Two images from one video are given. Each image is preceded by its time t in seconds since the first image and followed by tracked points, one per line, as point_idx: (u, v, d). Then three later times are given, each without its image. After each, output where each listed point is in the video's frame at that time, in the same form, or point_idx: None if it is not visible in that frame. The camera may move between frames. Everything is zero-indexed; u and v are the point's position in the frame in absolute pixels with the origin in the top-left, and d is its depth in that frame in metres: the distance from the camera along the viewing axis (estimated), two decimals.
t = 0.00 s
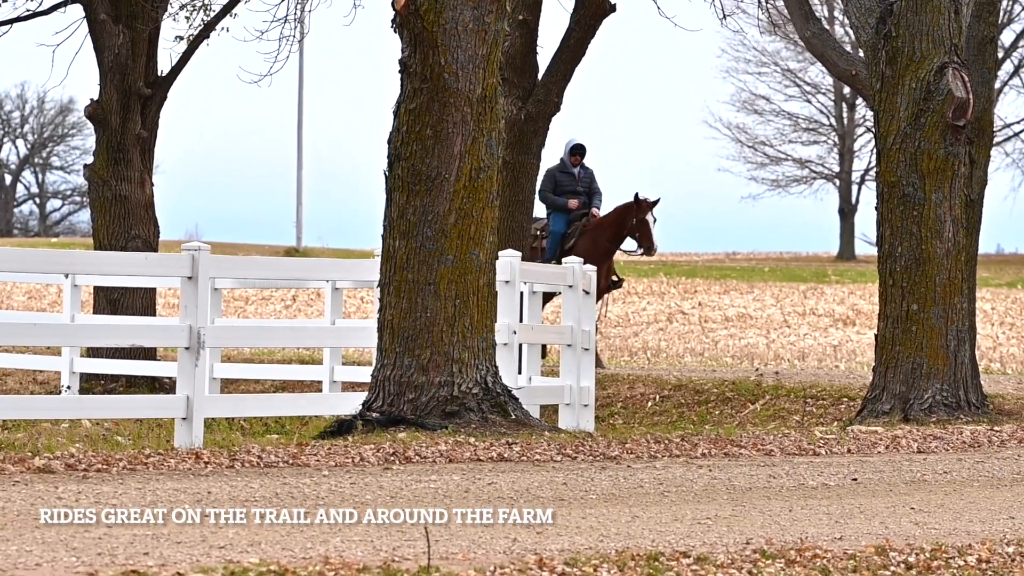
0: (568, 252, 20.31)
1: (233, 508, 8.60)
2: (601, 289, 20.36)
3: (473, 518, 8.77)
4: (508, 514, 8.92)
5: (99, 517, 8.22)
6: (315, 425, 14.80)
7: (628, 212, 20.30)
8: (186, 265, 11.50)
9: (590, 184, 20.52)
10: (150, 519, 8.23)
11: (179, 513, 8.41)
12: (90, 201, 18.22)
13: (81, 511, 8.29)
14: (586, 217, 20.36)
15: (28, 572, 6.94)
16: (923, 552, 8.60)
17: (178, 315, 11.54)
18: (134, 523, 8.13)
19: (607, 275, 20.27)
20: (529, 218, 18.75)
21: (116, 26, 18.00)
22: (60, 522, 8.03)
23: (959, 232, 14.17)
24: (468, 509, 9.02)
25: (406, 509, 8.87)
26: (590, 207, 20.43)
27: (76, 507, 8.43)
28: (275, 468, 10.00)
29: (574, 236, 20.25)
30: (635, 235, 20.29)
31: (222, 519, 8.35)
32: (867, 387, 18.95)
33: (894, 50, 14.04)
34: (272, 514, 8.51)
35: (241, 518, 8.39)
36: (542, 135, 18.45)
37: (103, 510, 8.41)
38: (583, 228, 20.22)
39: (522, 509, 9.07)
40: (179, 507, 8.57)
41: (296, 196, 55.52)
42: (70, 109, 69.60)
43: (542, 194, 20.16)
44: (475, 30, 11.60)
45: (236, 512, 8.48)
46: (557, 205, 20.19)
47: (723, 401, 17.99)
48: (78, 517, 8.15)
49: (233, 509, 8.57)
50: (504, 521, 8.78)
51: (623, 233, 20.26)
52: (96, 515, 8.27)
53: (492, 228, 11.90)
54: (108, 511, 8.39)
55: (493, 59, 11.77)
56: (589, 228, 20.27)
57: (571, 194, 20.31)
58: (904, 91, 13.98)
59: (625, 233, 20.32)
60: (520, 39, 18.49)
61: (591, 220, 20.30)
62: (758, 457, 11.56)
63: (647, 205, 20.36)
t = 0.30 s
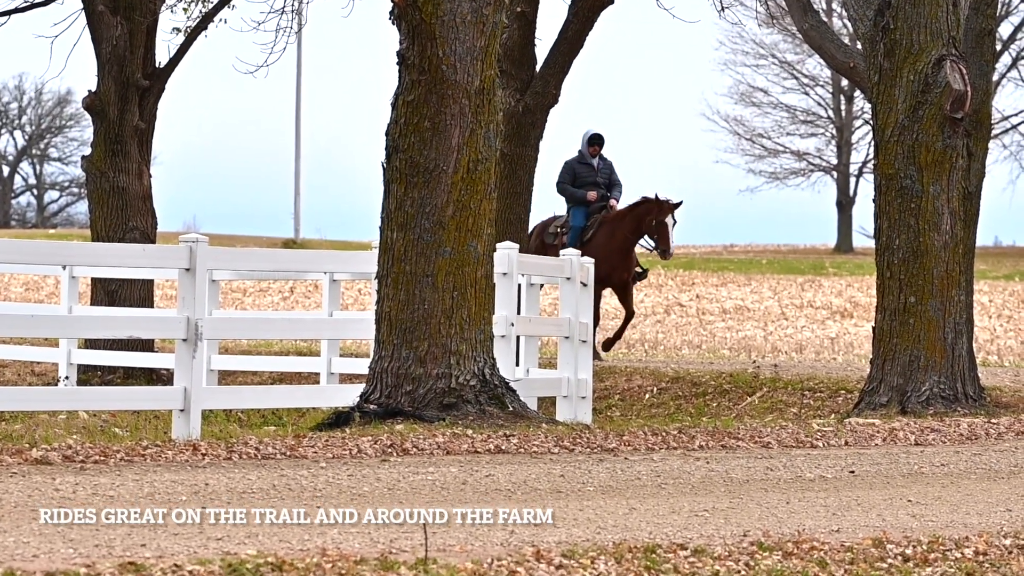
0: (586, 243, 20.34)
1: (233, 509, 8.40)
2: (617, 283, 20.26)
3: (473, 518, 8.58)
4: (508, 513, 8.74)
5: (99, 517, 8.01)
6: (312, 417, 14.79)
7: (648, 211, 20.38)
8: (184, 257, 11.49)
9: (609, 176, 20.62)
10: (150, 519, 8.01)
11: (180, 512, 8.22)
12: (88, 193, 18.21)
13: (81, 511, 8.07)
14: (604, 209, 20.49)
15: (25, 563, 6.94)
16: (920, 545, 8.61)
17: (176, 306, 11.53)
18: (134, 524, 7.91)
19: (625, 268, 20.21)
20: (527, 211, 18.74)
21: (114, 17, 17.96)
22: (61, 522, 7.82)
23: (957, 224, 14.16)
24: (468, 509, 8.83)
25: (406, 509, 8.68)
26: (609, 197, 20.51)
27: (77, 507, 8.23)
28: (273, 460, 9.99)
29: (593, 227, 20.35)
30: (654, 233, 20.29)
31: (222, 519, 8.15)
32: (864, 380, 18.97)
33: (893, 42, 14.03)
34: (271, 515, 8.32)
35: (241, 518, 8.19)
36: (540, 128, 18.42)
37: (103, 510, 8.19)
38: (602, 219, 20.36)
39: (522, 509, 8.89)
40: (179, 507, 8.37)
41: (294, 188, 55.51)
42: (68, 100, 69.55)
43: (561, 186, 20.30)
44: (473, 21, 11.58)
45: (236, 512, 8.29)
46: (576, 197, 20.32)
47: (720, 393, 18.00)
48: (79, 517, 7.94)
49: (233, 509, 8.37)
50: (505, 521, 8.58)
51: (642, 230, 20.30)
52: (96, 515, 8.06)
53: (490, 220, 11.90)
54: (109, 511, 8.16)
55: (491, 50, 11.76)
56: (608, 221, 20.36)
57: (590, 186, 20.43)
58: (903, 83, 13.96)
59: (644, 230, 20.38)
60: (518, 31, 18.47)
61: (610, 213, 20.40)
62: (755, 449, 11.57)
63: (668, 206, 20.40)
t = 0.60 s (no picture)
0: (596, 240, 20.64)
1: (233, 508, 8.26)
2: (629, 279, 20.70)
3: (473, 518, 8.46)
4: (508, 514, 8.62)
5: (99, 517, 7.88)
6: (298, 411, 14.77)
7: (652, 203, 20.52)
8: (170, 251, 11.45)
9: (619, 170, 20.63)
10: (150, 519, 7.89)
11: (179, 512, 8.10)
12: (74, 187, 18.15)
13: (81, 511, 7.94)
14: (614, 204, 20.58)
15: (10, 557, 6.91)
16: (905, 540, 8.62)
17: (162, 301, 11.50)
18: (135, 524, 7.78)
19: (635, 264, 20.57)
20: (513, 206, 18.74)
21: (100, 11, 17.84)
22: (61, 523, 7.69)
23: (943, 220, 14.17)
24: (468, 509, 8.69)
25: (405, 510, 8.54)
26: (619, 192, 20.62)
27: (77, 507, 8.08)
28: (259, 455, 9.96)
29: (603, 225, 20.54)
30: (660, 226, 20.49)
31: (222, 519, 8.02)
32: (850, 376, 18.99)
33: (879, 38, 14.03)
34: (271, 515, 8.20)
35: (240, 518, 8.07)
36: (527, 123, 18.40)
37: (103, 510, 8.05)
38: (612, 217, 20.53)
39: (521, 509, 8.77)
40: (179, 507, 8.23)
41: (281, 182, 55.41)
42: (53, 93, 69.31)
43: (570, 182, 20.26)
44: (460, 17, 11.55)
45: (236, 512, 8.16)
46: (585, 192, 20.36)
47: (706, 388, 18.00)
48: (77, 518, 7.81)
49: (233, 509, 8.23)
50: (504, 521, 8.47)
51: (648, 225, 20.50)
52: (96, 515, 7.92)
53: (476, 216, 11.87)
54: (109, 511, 8.03)
55: (478, 46, 11.73)
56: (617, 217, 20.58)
57: (599, 181, 20.43)
58: (889, 79, 13.98)
59: (651, 223, 20.55)
60: (505, 26, 18.45)
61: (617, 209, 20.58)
62: (741, 445, 11.57)
63: (671, 195, 20.56)
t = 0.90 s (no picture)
0: (589, 242, 20.63)
1: (232, 508, 8.19)
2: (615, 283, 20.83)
3: (473, 518, 8.44)
4: (508, 514, 8.62)
5: (99, 517, 7.78)
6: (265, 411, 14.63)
7: (646, 213, 20.33)
8: (138, 250, 11.31)
9: (613, 171, 20.40)
10: (150, 519, 7.80)
11: (179, 512, 8.01)
12: (41, 185, 17.94)
13: (81, 511, 7.84)
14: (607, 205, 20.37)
15: None
16: (871, 541, 8.57)
17: (130, 300, 11.37)
18: (136, 525, 7.69)
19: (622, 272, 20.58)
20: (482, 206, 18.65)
21: (68, 10, 17.66)
22: (62, 523, 7.59)
23: (911, 222, 14.16)
24: (468, 509, 8.66)
25: (405, 509, 8.49)
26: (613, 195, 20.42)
27: (77, 507, 7.99)
28: (226, 454, 9.84)
29: (595, 226, 20.51)
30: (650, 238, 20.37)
31: (222, 519, 7.95)
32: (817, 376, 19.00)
33: (847, 39, 14.02)
34: (271, 515, 8.14)
35: (240, 518, 8.00)
36: (496, 123, 18.30)
37: (103, 510, 7.95)
38: (604, 218, 20.45)
39: (522, 509, 8.76)
40: (177, 508, 8.14)
41: (249, 182, 55.12)
42: (20, 91, 68.78)
43: (562, 183, 20.10)
44: (429, 16, 11.45)
45: (236, 512, 8.09)
46: (577, 194, 20.19)
47: (674, 389, 17.96)
48: (78, 518, 7.71)
49: (232, 509, 8.16)
50: (505, 522, 8.46)
51: (640, 236, 20.38)
52: (95, 515, 7.82)
53: (444, 215, 11.78)
54: (109, 510, 7.93)
55: (447, 45, 11.63)
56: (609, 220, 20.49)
57: (592, 183, 20.23)
58: (857, 80, 13.96)
59: (641, 234, 20.44)
60: (475, 25, 18.35)
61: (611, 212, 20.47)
62: (709, 445, 11.51)
63: (665, 211, 20.32)
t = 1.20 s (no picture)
0: (561, 243, 20.36)
1: (233, 508, 8.13)
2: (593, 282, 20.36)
3: (473, 518, 8.49)
4: (508, 514, 8.65)
5: (99, 517, 7.72)
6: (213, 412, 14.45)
7: (614, 203, 20.00)
8: (85, 250, 11.17)
9: (586, 171, 20.54)
10: (151, 519, 7.75)
11: (179, 512, 7.96)
12: None
13: (81, 511, 7.78)
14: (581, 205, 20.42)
15: None
16: (819, 543, 8.53)
17: (77, 300, 11.25)
18: (136, 524, 7.64)
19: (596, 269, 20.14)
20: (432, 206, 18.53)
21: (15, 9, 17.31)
22: (60, 523, 7.53)
23: (859, 224, 14.18)
24: (467, 508, 8.70)
25: (404, 509, 8.50)
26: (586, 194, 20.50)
27: (78, 507, 7.93)
28: (174, 454, 9.67)
29: (568, 226, 20.32)
30: (619, 227, 19.92)
31: (222, 519, 7.92)
32: (765, 378, 19.02)
33: (796, 42, 14.02)
34: (271, 515, 8.09)
35: (240, 518, 7.96)
36: (446, 124, 18.17)
37: (103, 510, 7.89)
38: (576, 217, 20.28)
39: (520, 509, 8.80)
40: (178, 507, 8.09)
41: (198, 181, 54.65)
42: None
43: (536, 181, 20.18)
44: (379, 17, 11.32)
45: (236, 512, 8.04)
46: (552, 192, 20.27)
47: (622, 390, 17.92)
48: (78, 518, 7.65)
49: (233, 509, 8.10)
50: (504, 521, 8.51)
51: (609, 228, 19.99)
52: (96, 515, 7.76)
53: (394, 216, 11.65)
54: (109, 511, 7.87)
55: (397, 46, 11.49)
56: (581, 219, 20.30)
57: (566, 182, 20.34)
58: (805, 83, 13.97)
59: (611, 225, 20.02)
60: (425, 26, 18.21)
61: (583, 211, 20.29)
62: (657, 446, 11.46)
63: (633, 197, 19.89)
